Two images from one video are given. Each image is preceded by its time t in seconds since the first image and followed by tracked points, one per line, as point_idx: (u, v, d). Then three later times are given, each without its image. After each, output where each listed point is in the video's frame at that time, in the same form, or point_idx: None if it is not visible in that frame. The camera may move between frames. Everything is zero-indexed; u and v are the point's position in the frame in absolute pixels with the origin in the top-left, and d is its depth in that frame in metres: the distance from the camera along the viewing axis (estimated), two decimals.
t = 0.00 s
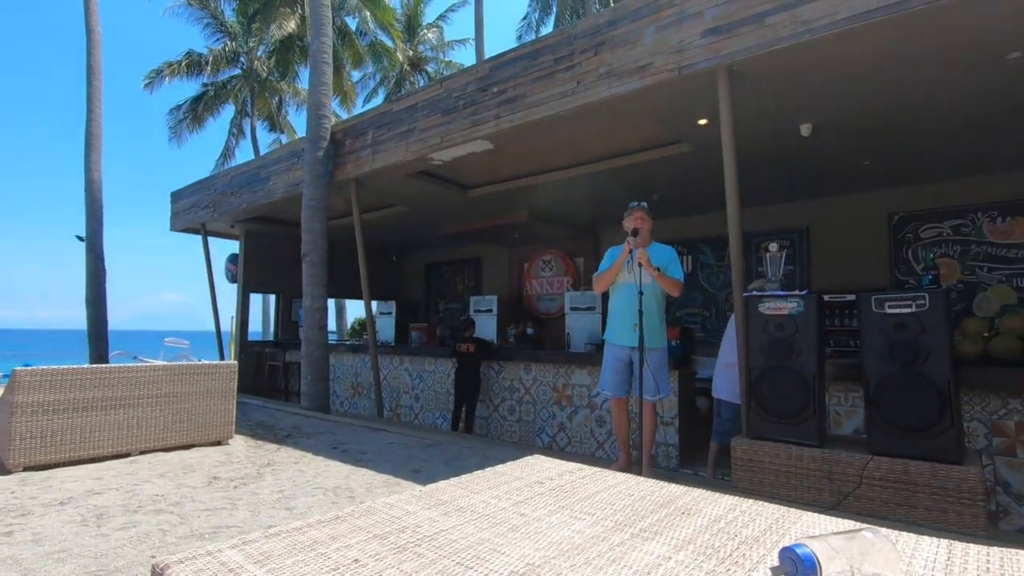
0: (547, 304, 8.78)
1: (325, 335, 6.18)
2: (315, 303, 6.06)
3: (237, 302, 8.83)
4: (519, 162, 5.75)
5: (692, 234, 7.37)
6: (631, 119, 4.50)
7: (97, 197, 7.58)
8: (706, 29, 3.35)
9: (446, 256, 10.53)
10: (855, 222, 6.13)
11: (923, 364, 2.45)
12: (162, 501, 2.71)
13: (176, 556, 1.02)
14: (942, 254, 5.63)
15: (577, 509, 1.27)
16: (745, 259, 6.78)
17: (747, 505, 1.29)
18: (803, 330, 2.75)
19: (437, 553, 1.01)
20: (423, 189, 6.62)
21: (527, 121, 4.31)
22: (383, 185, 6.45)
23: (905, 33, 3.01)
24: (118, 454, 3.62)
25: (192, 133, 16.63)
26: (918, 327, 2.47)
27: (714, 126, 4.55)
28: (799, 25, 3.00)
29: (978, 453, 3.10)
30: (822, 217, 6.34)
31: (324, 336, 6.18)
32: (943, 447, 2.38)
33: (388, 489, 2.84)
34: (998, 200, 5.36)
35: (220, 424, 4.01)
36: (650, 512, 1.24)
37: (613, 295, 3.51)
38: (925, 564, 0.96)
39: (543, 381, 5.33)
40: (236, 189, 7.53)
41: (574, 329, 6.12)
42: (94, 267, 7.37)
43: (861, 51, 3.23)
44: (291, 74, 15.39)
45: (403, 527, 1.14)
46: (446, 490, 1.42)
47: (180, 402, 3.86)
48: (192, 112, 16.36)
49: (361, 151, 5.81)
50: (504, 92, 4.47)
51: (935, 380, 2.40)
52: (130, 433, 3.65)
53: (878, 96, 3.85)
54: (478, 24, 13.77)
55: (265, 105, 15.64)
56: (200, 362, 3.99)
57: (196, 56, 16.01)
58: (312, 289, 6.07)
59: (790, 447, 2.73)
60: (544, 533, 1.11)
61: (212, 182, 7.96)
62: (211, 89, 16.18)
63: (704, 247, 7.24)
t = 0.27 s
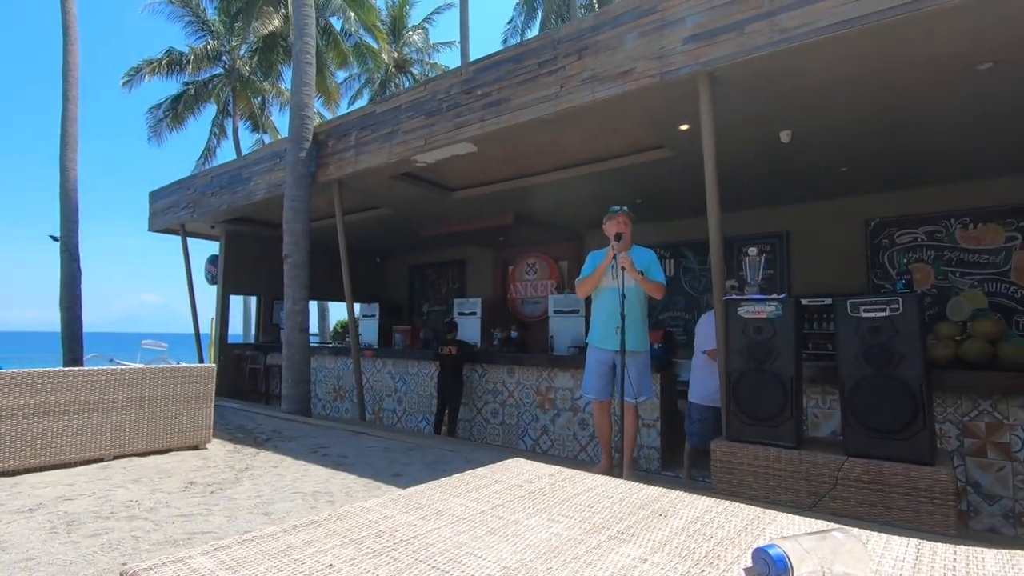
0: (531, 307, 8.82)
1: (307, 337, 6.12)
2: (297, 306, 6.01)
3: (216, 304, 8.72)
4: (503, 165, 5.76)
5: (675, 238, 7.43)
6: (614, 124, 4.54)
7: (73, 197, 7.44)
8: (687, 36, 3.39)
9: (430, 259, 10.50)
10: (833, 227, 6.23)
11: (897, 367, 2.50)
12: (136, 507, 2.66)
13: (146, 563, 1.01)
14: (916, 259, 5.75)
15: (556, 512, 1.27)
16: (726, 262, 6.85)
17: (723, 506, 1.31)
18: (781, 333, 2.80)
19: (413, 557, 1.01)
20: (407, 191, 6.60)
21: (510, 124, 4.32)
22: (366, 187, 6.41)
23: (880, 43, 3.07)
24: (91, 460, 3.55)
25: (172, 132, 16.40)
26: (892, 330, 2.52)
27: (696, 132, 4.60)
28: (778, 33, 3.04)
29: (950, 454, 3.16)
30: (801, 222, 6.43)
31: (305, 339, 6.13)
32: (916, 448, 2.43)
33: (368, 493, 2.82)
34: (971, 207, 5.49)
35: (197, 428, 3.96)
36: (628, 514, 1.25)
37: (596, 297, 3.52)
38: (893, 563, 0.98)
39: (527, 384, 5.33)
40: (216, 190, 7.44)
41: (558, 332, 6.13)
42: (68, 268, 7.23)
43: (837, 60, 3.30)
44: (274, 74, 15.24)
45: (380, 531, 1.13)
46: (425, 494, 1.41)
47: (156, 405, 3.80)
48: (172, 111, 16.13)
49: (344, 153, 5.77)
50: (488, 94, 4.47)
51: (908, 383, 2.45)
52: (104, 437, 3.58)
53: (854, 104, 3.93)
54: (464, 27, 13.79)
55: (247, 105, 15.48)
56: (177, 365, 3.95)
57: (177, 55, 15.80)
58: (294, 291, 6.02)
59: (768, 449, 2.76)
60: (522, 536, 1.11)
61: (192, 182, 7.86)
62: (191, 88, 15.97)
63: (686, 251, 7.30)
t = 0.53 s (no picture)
0: (515, 309, 8.81)
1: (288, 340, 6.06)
2: (278, 307, 5.95)
3: (196, 306, 8.60)
4: (486, 167, 5.76)
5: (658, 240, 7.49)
6: (597, 127, 4.56)
7: (47, 196, 7.29)
8: (668, 40, 3.42)
9: (413, 260, 10.46)
10: (812, 230, 6.33)
11: (871, 368, 2.55)
12: (109, 512, 2.61)
13: (116, 569, 0.99)
14: (892, 262, 5.87)
15: (534, 513, 1.28)
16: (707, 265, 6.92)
17: (699, 506, 1.32)
18: (759, 335, 2.83)
19: (389, 560, 1.01)
20: (390, 192, 6.57)
21: (493, 126, 4.33)
22: (349, 188, 6.37)
23: (856, 50, 3.13)
24: (64, 464, 3.48)
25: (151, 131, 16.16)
26: (866, 332, 2.57)
27: (677, 136, 4.64)
28: (756, 40, 3.09)
29: (923, 453, 3.23)
30: (781, 225, 6.52)
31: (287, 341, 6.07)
32: (889, 447, 2.47)
33: (348, 496, 2.80)
34: (945, 211, 5.61)
35: (174, 432, 3.91)
36: (606, 515, 1.26)
37: (578, 303, 3.53)
38: (863, 561, 1.00)
39: (510, 385, 5.33)
40: (195, 190, 7.34)
41: (542, 334, 6.14)
42: (42, 268, 7.09)
43: (814, 67, 3.35)
44: (256, 73, 15.08)
45: (356, 534, 1.13)
46: (403, 497, 1.41)
47: (132, 409, 3.74)
48: (151, 109, 15.89)
49: (326, 153, 5.73)
50: (471, 96, 4.47)
51: (882, 383, 2.50)
52: (78, 441, 3.52)
53: (831, 110, 4.00)
54: (449, 28, 13.79)
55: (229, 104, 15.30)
56: (154, 367, 3.89)
57: (156, 52, 15.56)
58: (275, 293, 5.96)
59: (747, 449, 2.79)
60: (499, 537, 1.11)
61: (171, 182, 7.74)
62: (171, 86, 15.74)
63: (669, 253, 7.36)
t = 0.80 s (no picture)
0: (500, 309, 8.79)
1: (268, 341, 6.00)
2: (258, 309, 5.88)
3: (174, 307, 8.48)
4: (469, 168, 5.76)
5: (640, 242, 7.54)
6: (579, 129, 4.59)
7: (20, 195, 7.14)
8: (649, 43, 3.45)
9: (397, 261, 10.41)
10: (792, 232, 6.42)
11: (847, 367, 2.60)
12: (82, 518, 2.56)
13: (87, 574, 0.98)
14: (868, 263, 5.98)
15: (513, 513, 1.28)
16: (688, 266, 6.98)
17: (677, 505, 1.33)
18: (739, 335, 2.87)
19: (367, 561, 1.00)
20: (372, 193, 6.54)
21: (476, 127, 4.32)
22: (331, 188, 6.33)
23: (833, 55, 3.19)
24: (35, 469, 3.41)
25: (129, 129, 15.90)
26: (842, 331, 2.62)
27: (659, 138, 4.68)
28: (736, 44, 3.13)
29: (898, 450, 3.29)
30: (761, 226, 6.60)
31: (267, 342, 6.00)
32: (864, 445, 2.52)
33: (329, 499, 2.78)
34: (919, 214, 5.73)
35: (150, 435, 3.84)
36: (585, 514, 1.26)
37: (557, 302, 3.53)
38: (835, 555, 1.02)
39: (494, 386, 5.33)
40: (173, 189, 7.23)
41: (526, 334, 6.15)
42: (14, 269, 6.93)
43: (792, 71, 3.40)
44: (237, 70, 14.91)
45: (334, 536, 1.13)
46: (383, 498, 1.40)
47: (106, 412, 3.68)
48: (128, 106, 15.63)
49: (308, 153, 5.68)
50: (454, 97, 4.47)
51: (857, 382, 2.55)
52: (50, 445, 3.44)
53: (809, 113, 4.06)
54: (432, 28, 13.77)
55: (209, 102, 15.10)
56: (129, 370, 3.83)
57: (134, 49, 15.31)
58: (255, 294, 5.89)
59: (726, 447, 2.82)
60: (478, 537, 1.11)
61: (148, 181, 7.62)
62: (149, 83, 15.50)
63: (652, 254, 7.42)
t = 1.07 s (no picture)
0: (487, 309, 8.76)
1: (253, 342, 5.95)
2: (242, 309, 5.83)
3: (157, 307, 8.38)
4: (455, 168, 5.75)
5: (627, 241, 7.58)
6: (565, 129, 4.60)
7: None
8: (634, 43, 3.47)
9: (383, 261, 10.37)
10: (776, 231, 6.48)
11: (828, 365, 2.63)
12: (60, 522, 2.52)
13: None
14: (850, 263, 6.06)
15: (497, 512, 1.28)
16: (674, 266, 7.03)
17: (661, 501, 1.34)
18: (723, 334, 2.89)
19: (349, 561, 1.00)
20: (358, 192, 6.50)
21: (462, 127, 4.32)
22: (316, 187, 6.28)
23: (815, 57, 3.22)
24: (12, 473, 3.34)
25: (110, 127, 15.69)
26: (824, 330, 2.65)
27: (645, 138, 4.71)
28: (719, 45, 3.16)
29: (879, 447, 3.33)
30: (746, 226, 6.67)
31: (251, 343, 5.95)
32: (845, 441, 2.55)
33: (313, 501, 2.76)
34: (900, 214, 5.82)
35: (131, 438, 3.78)
36: (569, 512, 1.27)
37: (542, 302, 3.51)
38: (814, 549, 1.04)
39: (481, 386, 5.33)
40: (155, 188, 7.14)
41: (513, 334, 6.15)
42: None
43: (774, 72, 3.44)
44: (221, 68, 14.75)
45: (316, 537, 1.12)
46: (367, 498, 1.40)
47: (86, 414, 3.62)
48: (109, 104, 15.41)
49: (292, 152, 5.64)
50: (439, 96, 4.46)
51: (838, 379, 2.58)
52: (27, 449, 3.38)
53: (793, 114, 4.10)
54: (419, 27, 13.75)
55: (192, 100, 14.93)
56: (109, 372, 3.78)
57: (115, 46, 15.09)
58: (239, 294, 5.84)
59: (711, 445, 2.85)
60: (462, 536, 1.11)
61: (129, 179, 7.52)
62: (131, 80, 15.29)
63: (638, 254, 7.45)
